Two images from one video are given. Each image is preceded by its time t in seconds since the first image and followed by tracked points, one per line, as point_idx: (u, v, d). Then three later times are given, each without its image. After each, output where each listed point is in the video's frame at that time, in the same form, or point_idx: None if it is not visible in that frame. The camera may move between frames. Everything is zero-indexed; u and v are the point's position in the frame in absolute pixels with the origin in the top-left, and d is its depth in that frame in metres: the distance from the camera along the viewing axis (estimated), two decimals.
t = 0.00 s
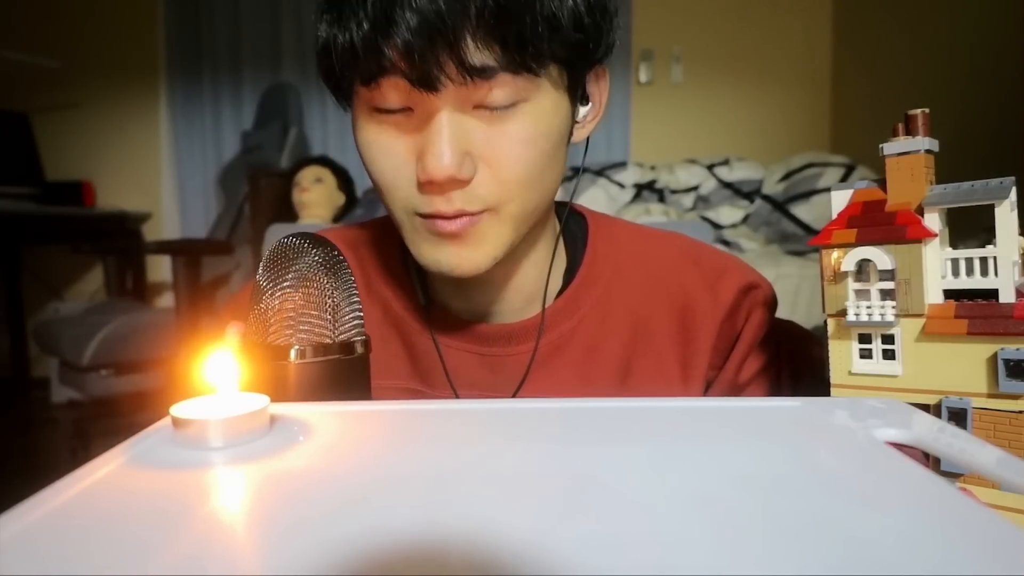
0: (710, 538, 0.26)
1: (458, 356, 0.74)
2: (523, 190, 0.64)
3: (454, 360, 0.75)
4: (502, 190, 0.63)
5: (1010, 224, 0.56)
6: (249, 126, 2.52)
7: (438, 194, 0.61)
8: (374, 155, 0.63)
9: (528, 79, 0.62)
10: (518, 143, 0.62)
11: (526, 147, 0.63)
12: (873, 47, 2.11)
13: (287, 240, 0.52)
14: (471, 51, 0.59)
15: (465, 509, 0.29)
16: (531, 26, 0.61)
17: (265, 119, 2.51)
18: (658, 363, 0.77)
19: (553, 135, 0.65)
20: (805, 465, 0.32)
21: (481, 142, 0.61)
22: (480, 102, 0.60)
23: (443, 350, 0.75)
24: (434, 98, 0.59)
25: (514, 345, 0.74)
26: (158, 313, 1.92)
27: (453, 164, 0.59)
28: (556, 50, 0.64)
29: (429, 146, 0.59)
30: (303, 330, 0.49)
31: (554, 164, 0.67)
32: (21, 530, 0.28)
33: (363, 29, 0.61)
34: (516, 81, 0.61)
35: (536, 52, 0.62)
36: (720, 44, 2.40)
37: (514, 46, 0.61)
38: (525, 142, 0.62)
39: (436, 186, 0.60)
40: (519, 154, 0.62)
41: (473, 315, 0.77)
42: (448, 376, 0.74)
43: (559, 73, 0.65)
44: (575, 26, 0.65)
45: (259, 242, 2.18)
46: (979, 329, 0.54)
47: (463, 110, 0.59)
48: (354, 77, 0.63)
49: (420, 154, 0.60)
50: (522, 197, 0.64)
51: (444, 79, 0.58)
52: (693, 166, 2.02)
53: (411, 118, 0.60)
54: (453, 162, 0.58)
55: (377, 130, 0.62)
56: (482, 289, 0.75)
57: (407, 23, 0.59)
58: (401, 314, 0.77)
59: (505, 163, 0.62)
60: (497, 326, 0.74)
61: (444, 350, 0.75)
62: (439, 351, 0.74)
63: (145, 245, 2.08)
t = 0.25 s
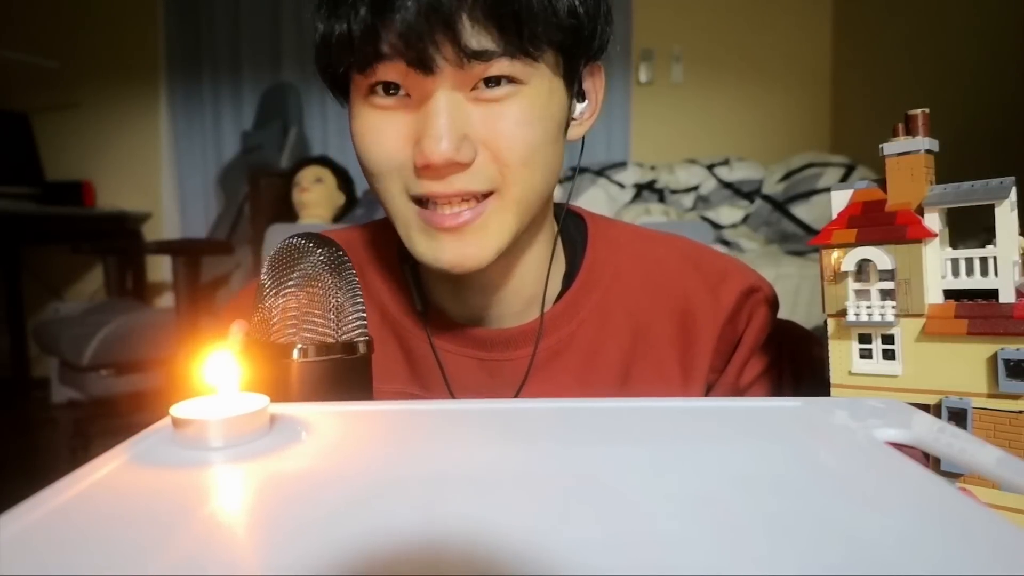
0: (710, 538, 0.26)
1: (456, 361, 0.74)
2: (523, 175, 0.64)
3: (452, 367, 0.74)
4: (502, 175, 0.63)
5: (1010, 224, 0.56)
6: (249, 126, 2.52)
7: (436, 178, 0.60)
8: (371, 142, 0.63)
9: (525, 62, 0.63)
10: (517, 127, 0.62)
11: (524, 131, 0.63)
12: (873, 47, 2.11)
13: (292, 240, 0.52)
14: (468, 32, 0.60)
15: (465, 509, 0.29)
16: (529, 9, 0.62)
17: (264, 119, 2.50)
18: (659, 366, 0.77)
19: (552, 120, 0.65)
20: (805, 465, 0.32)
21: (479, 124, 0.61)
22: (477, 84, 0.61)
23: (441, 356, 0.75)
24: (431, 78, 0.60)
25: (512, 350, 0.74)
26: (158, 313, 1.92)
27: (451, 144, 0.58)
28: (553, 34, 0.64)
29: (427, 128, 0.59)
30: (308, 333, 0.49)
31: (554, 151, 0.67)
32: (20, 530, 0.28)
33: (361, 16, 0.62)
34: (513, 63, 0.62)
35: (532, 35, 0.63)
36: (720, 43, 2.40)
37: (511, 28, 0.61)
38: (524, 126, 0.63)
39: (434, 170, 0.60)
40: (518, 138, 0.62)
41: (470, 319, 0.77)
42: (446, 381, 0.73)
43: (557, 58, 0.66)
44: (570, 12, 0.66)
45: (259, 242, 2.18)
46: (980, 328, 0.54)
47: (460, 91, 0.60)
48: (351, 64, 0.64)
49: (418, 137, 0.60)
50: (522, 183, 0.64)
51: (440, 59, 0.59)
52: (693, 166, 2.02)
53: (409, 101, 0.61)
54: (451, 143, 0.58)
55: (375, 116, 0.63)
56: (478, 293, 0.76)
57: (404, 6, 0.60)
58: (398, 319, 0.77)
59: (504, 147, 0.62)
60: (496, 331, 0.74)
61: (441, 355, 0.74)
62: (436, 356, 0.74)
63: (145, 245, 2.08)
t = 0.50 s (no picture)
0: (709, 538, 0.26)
1: (457, 360, 0.74)
2: (531, 192, 0.65)
3: (453, 365, 0.74)
4: (510, 193, 0.64)
5: (1010, 224, 0.56)
6: (249, 126, 2.53)
7: (448, 197, 0.61)
8: (379, 153, 0.63)
9: (541, 84, 0.63)
10: (528, 148, 0.63)
11: (535, 152, 0.63)
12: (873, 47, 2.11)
13: (298, 240, 0.52)
14: (490, 57, 0.59)
15: (466, 509, 0.29)
16: (548, 34, 0.62)
17: (264, 119, 2.51)
18: (657, 364, 0.77)
19: (561, 138, 0.66)
20: (805, 465, 0.32)
21: (493, 146, 0.61)
22: (493, 107, 0.61)
23: (442, 353, 0.74)
24: (449, 102, 0.59)
25: (513, 346, 0.74)
26: (158, 313, 1.92)
27: (466, 169, 0.59)
28: (569, 57, 0.64)
29: (441, 151, 0.59)
30: (311, 336, 0.49)
31: (561, 166, 0.67)
32: (20, 530, 0.28)
33: (379, 28, 0.60)
34: (529, 88, 0.62)
35: (550, 59, 0.63)
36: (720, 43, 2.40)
37: (531, 53, 0.61)
38: (535, 147, 0.63)
39: (444, 189, 0.61)
40: (529, 158, 0.63)
41: (470, 317, 0.77)
42: (448, 379, 0.73)
43: (570, 78, 0.66)
44: (585, 34, 0.66)
45: (259, 242, 2.18)
46: (980, 328, 0.54)
47: (476, 115, 0.60)
48: (363, 73, 0.62)
49: (430, 156, 0.60)
50: (530, 199, 0.65)
51: (461, 83, 0.59)
52: (693, 166, 2.02)
53: (424, 120, 0.61)
54: (464, 166, 0.59)
55: (385, 128, 0.62)
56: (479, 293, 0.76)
57: (428, 26, 0.58)
58: (398, 317, 0.77)
59: (514, 167, 0.63)
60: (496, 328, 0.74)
61: (442, 353, 0.74)
62: (438, 354, 0.74)
63: (145, 245, 2.08)
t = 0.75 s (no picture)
0: (709, 538, 0.26)
1: (456, 361, 0.74)
2: (548, 198, 0.65)
3: (452, 366, 0.74)
4: (528, 197, 0.64)
5: (1010, 224, 0.56)
6: (248, 126, 2.59)
7: (470, 201, 0.62)
8: (400, 157, 0.62)
9: (567, 93, 0.63)
10: (549, 154, 0.63)
11: (555, 159, 0.64)
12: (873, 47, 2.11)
13: (294, 240, 0.52)
14: (525, 63, 0.59)
15: (467, 508, 0.29)
16: (577, 43, 0.63)
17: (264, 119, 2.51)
18: (658, 363, 0.77)
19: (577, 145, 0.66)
20: (804, 464, 0.32)
21: (518, 152, 0.61)
22: (521, 113, 0.60)
23: (441, 354, 0.74)
24: (480, 107, 0.59)
25: (512, 347, 0.74)
26: (159, 313, 1.92)
27: (492, 175, 0.60)
28: (590, 67, 0.65)
29: (467, 157, 0.60)
30: (310, 335, 0.49)
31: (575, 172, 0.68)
32: (19, 531, 0.28)
33: (417, 28, 0.58)
34: (557, 95, 0.62)
35: (576, 67, 0.63)
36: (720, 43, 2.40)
37: (562, 60, 0.61)
38: (554, 154, 0.63)
39: (469, 193, 0.61)
40: (550, 164, 0.63)
41: (470, 320, 0.76)
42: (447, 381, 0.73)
43: (586, 87, 0.67)
44: (605, 44, 0.67)
45: (259, 242, 2.19)
46: (980, 329, 0.54)
47: (504, 121, 0.60)
48: (391, 73, 0.60)
49: (455, 160, 0.60)
50: (546, 204, 0.66)
51: (495, 89, 0.58)
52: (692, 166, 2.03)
53: (451, 124, 0.60)
54: (490, 173, 0.59)
55: (410, 131, 0.61)
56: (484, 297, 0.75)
57: (468, 26, 0.57)
58: (395, 318, 0.76)
59: (534, 174, 0.63)
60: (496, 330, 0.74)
61: (441, 354, 0.74)
62: (437, 355, 0.74)
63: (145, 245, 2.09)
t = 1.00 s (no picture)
0: (708, 538, 0.26)
1: (456, 365, 0.74)
2: (558, 207, 0.65)
3: (453, 370, 0.74)
4: (540, 207, 0.64)
5: (1010, 224, 0.56)
6: (248, 127, 2.52)
7: (483, 212, 0.61)
8: (413, 166, 0.62)
9: (582, 105, 0.63)
10: (562, 165, 0.63)
11: (568, 170, 0.64)
12: (873, 48, 2.11)
13: (294, 240, 0.52)
14: (547, 75, 0.60)
15: (468, 509, 0.29)
16: (595, 55, 0.64)
17: (264, 119, 2.50)
18: (660, 364, 0.77)
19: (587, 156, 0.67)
20: (805, 465, 0.32)
21: (534, 163, 0.61)
22: (539, 124, 0.60)
23: (441, 358, 0.74)
24: (500, 120, 0.58)
25: (512, 350, 0.74)
26: (159, 313, 1.92)
27: (509, 187, 0.59)
28: (603, 77, 0.66)
29: (485, 167, 0.59)
30: (310, 336, 0.49)
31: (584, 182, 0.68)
32: (19, 531, 0.28)
33: (440, 38, 0.58)
34: (574, 106, 0.62)
35: (591, 79, 0.64)
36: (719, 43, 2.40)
37: (581, 72, 0.62)
38: (568, 165, 0.63)
39: (483, 204, 0.61)
40: (562, 175, 0.63)
41: (471, 324, 0.76)
42: (448, 385, 0.73)
43: (597, 96, 0.68)
44: (616, 55, 0.68)
45: (259, 242, 2.18)
46: (980, 329, 0.54)
47: (521, 132, 0.60)
48: (410, 81, 0.59)
49: (470, 171, 0.60)
50: (556, 213, 0.66)
51: (515, 101, 0.58)
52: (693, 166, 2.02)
53: (468, 135, 0.59)
54: (506, 185, 0.59)
55: (425, 142, 0.61)
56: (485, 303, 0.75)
57: (494, 37, 0.57)
58: (391, 323, 0.76)
59: (547, 185, 0.63)
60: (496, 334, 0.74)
61: (441, 357, 0.74)
62: (437, 359, 0.74)
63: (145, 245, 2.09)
